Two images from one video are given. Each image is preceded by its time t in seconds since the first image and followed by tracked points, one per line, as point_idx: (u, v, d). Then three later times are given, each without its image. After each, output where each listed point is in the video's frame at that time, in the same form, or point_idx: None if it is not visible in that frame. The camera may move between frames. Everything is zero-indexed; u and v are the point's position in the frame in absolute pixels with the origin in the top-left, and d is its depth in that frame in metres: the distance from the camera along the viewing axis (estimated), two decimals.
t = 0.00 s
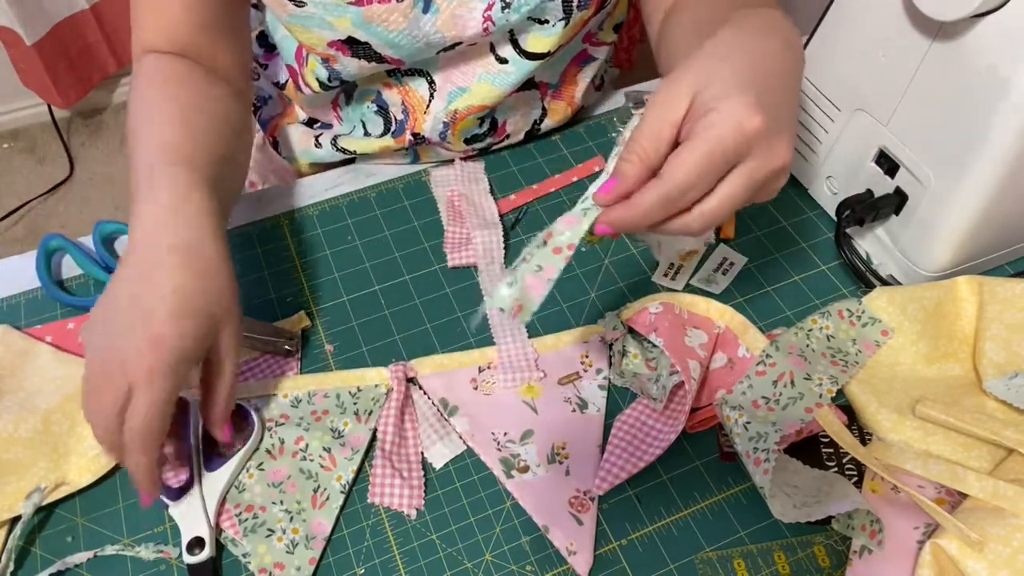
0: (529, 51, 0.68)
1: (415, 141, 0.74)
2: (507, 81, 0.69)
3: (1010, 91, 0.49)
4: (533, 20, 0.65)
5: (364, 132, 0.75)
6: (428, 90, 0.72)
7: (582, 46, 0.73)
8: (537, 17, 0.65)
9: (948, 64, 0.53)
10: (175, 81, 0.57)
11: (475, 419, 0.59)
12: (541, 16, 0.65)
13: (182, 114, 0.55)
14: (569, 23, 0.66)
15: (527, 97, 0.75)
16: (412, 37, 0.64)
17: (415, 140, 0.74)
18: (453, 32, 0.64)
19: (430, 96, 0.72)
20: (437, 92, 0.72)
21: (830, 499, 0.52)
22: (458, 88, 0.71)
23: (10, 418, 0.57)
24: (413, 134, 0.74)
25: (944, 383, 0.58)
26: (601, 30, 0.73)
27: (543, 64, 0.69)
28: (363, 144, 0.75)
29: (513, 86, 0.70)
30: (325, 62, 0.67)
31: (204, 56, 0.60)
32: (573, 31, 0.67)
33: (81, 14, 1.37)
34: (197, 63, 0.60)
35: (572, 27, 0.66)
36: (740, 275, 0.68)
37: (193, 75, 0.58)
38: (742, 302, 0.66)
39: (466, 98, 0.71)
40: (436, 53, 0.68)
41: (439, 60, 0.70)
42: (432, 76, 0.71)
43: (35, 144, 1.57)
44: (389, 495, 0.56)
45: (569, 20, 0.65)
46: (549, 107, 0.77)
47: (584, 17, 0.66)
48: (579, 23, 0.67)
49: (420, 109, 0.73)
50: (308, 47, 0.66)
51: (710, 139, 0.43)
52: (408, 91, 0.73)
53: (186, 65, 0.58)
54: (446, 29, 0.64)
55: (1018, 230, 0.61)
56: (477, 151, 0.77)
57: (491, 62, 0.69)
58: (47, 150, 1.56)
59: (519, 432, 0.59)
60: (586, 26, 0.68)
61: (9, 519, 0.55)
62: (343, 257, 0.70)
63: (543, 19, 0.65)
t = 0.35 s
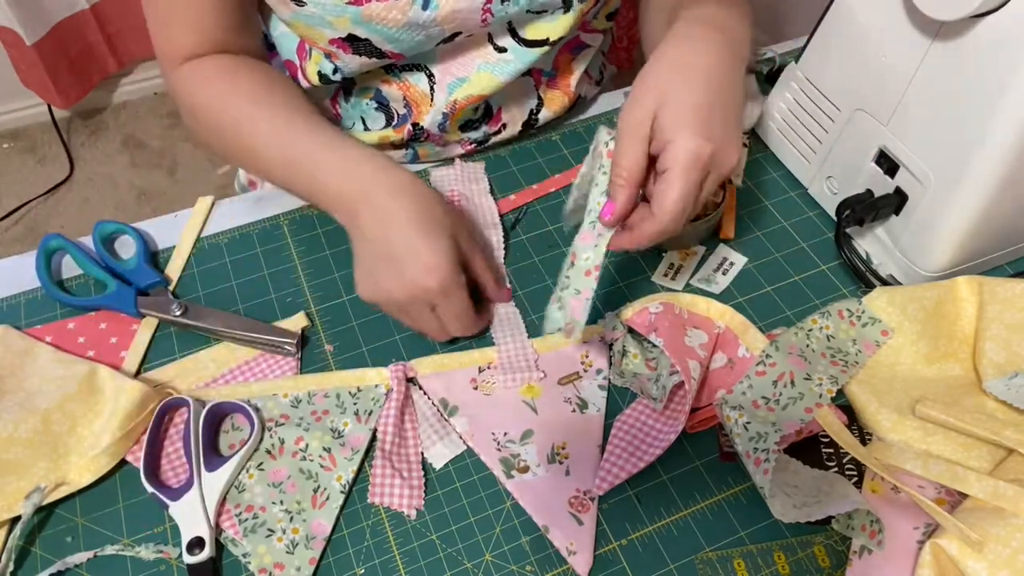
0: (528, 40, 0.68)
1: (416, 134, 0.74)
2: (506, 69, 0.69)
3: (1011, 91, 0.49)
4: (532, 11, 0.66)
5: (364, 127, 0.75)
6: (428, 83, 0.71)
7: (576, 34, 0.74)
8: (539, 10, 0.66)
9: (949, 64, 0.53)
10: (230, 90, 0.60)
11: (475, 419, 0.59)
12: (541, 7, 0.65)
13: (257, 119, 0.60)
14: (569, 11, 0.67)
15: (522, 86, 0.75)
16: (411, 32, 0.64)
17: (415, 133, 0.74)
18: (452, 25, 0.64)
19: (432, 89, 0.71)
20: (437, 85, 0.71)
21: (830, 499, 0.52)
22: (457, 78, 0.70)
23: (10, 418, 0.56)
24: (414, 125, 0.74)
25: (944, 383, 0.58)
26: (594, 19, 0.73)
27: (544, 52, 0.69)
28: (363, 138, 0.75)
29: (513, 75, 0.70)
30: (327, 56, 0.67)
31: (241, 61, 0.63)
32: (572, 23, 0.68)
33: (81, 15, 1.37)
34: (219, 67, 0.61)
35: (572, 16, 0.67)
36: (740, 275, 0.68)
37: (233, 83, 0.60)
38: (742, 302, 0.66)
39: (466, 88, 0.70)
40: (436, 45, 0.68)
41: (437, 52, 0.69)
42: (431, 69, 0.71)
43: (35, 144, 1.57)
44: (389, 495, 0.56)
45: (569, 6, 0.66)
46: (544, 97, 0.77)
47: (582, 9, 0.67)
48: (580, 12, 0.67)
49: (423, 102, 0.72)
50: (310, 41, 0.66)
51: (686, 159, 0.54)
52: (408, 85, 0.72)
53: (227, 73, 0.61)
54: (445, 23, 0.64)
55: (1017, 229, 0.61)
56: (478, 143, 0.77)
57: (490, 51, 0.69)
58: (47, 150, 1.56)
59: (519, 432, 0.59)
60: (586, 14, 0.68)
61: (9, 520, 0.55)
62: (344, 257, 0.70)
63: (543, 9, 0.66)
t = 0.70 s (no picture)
0: (526, 29, 0.68)
1: (415, 125, 0.72)
2: (506, 60, 0.69)
3: (1011, 91, 0.49)
4: (531, 2, 0.66)
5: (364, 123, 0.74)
6: (427, 76, 0.71)
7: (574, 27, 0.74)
8: None
9: (949, 64, 0.53)
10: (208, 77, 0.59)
11: (475, 419, 0.59)
12: None
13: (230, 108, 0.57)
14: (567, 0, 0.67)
15: (520, 79, 0.75)
16: (410, 21, 0.65)
17: (414, 126, 0.72)
18: (451, 14, 0.65)
19: (431, 82, 0.71)
20: (437, 77, 0.71)
21: (830, 499, 0.52)
22: (457, 69, 0.70)
23: (10, 418, 0.56)
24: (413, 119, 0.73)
25: (944, 383, 0.58)
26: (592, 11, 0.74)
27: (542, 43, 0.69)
28: (361, 133, 0.73)
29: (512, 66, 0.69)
30: (326, 48, 0.68)
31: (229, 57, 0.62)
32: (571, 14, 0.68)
33: (81, 15, 1.37)
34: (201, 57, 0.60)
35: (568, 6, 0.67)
36: (741, 274, 0.68)
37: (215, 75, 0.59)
38: (742, 302, 0.66)
39: (465, 79, 0.70)
40: (435, 36, 0.68)
41: (436, 43, 0.70)
42: (430, 62, 0.71)
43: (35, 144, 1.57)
44: (389, 495, 0.56)
45: None
46: (544, 91, 0.76)
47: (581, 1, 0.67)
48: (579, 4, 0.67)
49: (423, 95, 0.72)
50: (309, 33, 0.66)
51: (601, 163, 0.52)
52: (408, 78, 0.72)
53: (210, 61, 0.60)
54: (444, 11, 0.64)
55: (1017, 229, 0.61)
56: (477, 138, 0.76)
57: (488, 42, 0.69)
58: (47, 150, 1.56)
59: (519, 432, 0.59)
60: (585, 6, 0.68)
61: (9, 520, 0.55)
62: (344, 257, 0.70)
63: None
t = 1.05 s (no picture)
0: (523, 27, 0.68)
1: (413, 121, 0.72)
2: (502, 57, 0.69)
3: (1010, 91, 0.49)
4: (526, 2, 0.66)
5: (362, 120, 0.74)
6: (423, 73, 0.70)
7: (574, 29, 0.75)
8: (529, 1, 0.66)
9: (949, 64, 0.53)
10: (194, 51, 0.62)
11: (475, 419, 0.59)
12: None
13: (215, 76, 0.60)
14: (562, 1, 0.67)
15: (520, 80, 0.74)
16: (404, 16, 0.64)
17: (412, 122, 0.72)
18: (444, 10, 0.63)
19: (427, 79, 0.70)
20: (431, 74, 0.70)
21: (829, 499, 0.52)
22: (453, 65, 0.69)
23: (10, 418, 0.56)
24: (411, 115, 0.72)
25: (944, 383, 0.58)
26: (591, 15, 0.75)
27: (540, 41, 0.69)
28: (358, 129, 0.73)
29: (508, 63, 0.69)
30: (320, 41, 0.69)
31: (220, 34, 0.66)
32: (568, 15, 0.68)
33: (81, 15, 1.37)
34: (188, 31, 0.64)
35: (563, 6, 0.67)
36: (741, 274, 0.68)
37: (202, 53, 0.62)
38: (742, 302, 0.66)
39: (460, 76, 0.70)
40: (428, 32, 0.67)
41: (431, 39, 0.68)
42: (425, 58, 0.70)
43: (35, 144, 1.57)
44: (389, 495, 0.56)
45: None
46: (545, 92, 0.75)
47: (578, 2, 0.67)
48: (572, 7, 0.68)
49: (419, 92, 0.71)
50: (305, 25, 0.68)
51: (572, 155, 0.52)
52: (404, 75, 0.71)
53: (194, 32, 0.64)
54: (437, 7, 0.63)
55: (1017, 230, 0.61)
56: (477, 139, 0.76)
57: (484, 39, 0.69)
58: (47, 150, 1.56)
59: (519, 432, 0.59)
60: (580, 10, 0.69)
61: (9, 520, 0.55)
62: (344, 257, 0.70)
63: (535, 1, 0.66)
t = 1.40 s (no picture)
0: (524, 28, 0.69)
1: (413, 123, 0.73)
2: (502, 57, 0.70)
3: (1011, 91, 0.49)
4: (524, 6, 0.66)
5: (364, 117, 0.75)
6: (422, 71, 0.71)
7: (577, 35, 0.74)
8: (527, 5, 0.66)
9: (949, 64, 0.53)
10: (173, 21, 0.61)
11: (475, 419, 0.59)
12: (531, 3, 0.66)
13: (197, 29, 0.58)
14: (562, 4, 0.67)
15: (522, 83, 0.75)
16: (399, 9, 0.65)
17: (413, 122, 0.73)
18: (441, 4, 0.65)
19: (426, 76, 0.71)
20: (432, 73, 0.71)
21: (830, 499, 0.52)
22: (453, 65, 0.70)
23: (10, 418, 0.56)
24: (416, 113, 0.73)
25: (944, 382, 0.58)
26: (595, 20, 0.74)
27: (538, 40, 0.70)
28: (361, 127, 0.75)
29: (508, 64, 0.70)
30: (318, 35, 0.68)
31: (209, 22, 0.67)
32: (568, 18, 0.68)
33: (81, 14, 1.36)
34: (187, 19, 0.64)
35: (562, 11, 0.67)
36: (741, 274, 0.68)
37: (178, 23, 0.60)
38: (742, 302, 0.66)
39: (460, 75, 0.70)
40: (426, 31, 0.68)
41: (430, 39, 0.69)
42: (425, 57, 0.70)
43: (35, 144, 1.57)
44: (389, 495, 0.56)
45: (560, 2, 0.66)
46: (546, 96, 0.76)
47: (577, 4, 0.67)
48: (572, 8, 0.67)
49: (419, 90, 0.72)
50: (302, 20, 0.67)
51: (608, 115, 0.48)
52: (403, 74, 0.72)
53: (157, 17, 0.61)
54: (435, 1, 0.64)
55: (1017, 230, 0.61)
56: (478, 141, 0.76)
57: (484, 37, 0.69)
58: (47, 150, 1.56)
59: (519, 432, 0.59)
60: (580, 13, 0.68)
61: (9, 520, 0.55)
62: (344, 257, 0.70)
63: (532, 4, 0.66)
